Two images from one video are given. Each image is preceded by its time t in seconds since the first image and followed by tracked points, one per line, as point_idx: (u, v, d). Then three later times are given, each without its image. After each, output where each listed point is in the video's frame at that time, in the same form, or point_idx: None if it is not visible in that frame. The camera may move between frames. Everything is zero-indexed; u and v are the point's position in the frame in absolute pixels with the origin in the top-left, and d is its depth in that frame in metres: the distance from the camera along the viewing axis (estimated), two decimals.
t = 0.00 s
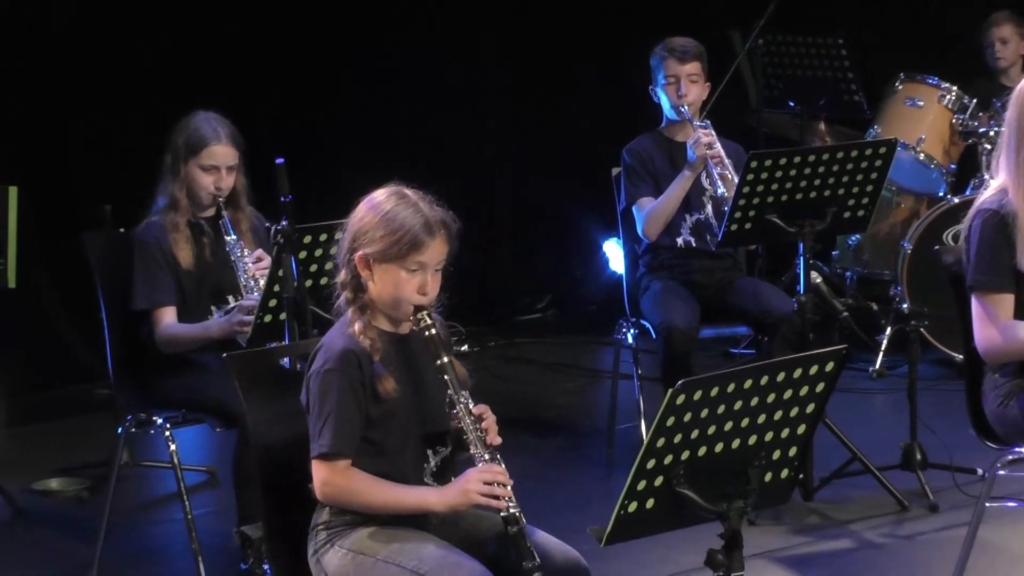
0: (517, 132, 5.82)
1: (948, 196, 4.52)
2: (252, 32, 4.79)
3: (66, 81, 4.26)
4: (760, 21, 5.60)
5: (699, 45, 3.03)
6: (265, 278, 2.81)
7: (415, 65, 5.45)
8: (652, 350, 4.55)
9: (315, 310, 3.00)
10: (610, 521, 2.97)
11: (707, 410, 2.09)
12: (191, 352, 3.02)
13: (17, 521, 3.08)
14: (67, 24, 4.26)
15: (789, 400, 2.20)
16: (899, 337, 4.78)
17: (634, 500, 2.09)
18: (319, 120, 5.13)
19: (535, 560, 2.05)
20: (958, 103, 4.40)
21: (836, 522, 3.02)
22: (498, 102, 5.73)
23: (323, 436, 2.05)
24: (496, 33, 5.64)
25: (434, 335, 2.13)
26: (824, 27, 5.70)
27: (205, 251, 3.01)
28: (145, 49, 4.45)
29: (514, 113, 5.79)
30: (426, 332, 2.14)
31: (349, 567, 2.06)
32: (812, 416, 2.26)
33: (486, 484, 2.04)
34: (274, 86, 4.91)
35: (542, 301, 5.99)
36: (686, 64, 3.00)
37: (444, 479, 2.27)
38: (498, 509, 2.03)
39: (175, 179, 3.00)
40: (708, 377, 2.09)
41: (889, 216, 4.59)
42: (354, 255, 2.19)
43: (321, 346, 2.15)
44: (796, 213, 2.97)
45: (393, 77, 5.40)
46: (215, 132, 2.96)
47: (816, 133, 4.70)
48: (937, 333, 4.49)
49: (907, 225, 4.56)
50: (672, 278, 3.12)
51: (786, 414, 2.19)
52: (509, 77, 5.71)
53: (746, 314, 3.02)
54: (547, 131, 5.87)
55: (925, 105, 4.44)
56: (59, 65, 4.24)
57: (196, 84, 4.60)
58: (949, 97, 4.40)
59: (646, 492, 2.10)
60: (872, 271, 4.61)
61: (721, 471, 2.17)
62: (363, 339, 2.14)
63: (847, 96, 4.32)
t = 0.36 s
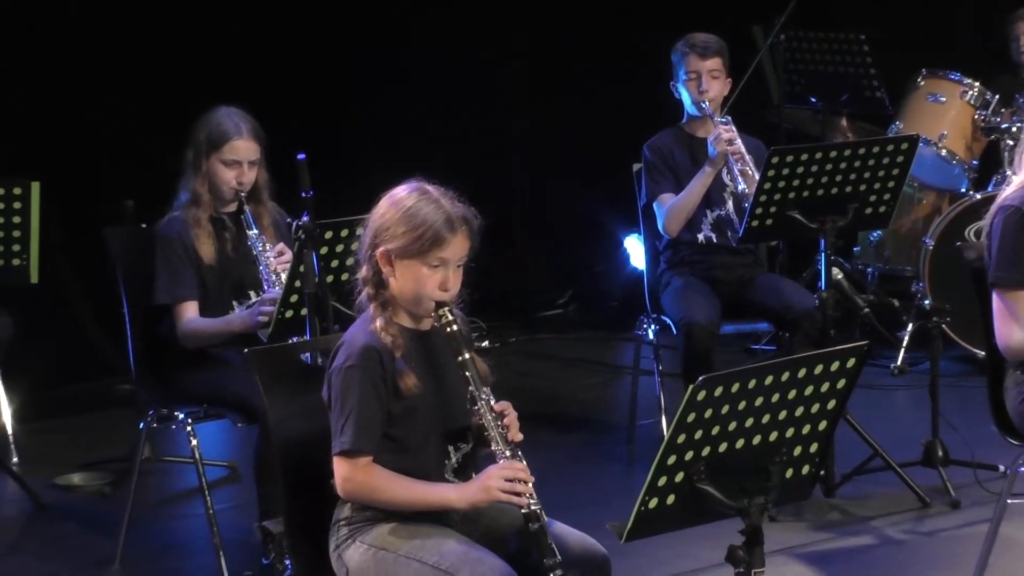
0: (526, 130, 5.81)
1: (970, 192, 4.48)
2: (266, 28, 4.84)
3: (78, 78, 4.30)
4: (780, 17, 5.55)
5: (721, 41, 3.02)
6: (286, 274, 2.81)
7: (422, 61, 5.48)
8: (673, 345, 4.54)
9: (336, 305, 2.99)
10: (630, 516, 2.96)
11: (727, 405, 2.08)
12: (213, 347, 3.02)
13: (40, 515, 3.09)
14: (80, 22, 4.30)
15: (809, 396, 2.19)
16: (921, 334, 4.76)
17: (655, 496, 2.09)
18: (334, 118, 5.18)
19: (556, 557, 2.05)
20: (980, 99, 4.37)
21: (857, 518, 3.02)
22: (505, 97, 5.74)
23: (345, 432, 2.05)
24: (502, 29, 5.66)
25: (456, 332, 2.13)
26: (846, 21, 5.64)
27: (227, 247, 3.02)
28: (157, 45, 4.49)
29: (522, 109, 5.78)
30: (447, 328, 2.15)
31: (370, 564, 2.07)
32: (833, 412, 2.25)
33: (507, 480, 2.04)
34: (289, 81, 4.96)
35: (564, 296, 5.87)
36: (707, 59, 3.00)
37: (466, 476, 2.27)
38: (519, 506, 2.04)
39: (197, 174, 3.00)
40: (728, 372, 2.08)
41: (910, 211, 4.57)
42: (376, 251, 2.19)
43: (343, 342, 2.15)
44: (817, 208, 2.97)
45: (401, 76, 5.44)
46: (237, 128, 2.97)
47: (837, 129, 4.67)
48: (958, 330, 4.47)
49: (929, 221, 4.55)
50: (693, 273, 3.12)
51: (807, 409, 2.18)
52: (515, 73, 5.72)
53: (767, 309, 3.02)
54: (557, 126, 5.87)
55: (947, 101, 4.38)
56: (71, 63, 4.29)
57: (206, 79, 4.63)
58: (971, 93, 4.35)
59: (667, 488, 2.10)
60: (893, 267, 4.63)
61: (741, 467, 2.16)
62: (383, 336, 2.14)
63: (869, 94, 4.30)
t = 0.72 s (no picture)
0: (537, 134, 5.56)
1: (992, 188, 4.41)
2: (276, 26, 4.70)
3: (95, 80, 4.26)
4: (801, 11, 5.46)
5: (742, 36, 3.03)
6: (308, 270, 2.82)
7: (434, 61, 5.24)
8: (693, 341, 4.52)
9: (357, 300, 3.00)
10: (650, 513, 2.96)
11: (748, 402, 2.08)
12: (234, 343, 3.02)
13: (63, 511, 3.11)
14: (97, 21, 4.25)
15: (831, 393, 2.19)
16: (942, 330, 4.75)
17: (675, 492, 2.09)
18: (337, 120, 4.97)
19: (579, 556, 2.05)
20: (1003, 95, 4.31)
21: (878, 515, 3.01)
22: (522, 97, 5.49)
23: (369, 430, 2.06)
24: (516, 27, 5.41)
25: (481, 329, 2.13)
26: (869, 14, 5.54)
27: (248, 242, 3.02)
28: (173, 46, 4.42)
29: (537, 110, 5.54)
30: (472, 325, 2.16)
31: (391, 560, 2.07)
32: (854, 408, 2.24)
33: (531, 480, 2.05)
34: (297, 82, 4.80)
35: (583, 293, 5.76)
36: (728, 55, 3.00)
37: (489, 472, 2.26)
38: (542, 505, 2.04)
39: (218, 170, 3.00)
40: (749, 369, 2.08)
41: (932, 207, 4.50)
42: (400, 248, 2.18)
43: (367, 340, 2.15)
44: (839, 204, 2.97)
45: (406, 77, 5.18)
46: (257, 123, 2.98)
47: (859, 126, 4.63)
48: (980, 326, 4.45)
49: (951, 217, 4.47)
50: (714, 269, 3.12)
51: (829, 406, 2.17)
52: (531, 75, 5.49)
53: (788, 304, 3.02)
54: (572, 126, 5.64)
55: (969, 97, 4.33)
56: (87, 64, 4.24)
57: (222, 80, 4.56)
58: (994, 89, 4.30)
59: (687, 484, 2.10)
60: (915, 264, 4.58)
61: (762, 464, 2.16)
62: (408, 333, 2.14)
63: (891, 88, 4.27)
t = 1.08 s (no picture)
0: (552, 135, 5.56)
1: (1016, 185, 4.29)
2: (291, 24, 4.69)
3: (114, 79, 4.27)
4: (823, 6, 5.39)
5: (764, 32, 3.03)
6: (330, 264, 2.82)
7: (451, 59, 5.24)
8: (715, 337, 4.51)
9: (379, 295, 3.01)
10: (672, 509, 2.96)
11: (770, 398, 2.08)
12: (256, 338, 3.03)
13: (86, 505, 3.12)
14: (113, 18, 4.25)
15: (854, 389, 2.19)
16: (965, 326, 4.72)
17: (696, 488, 2.10)
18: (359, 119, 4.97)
19: (599, 553, 2.02)
20: None
21: (900, 511, 3.01)
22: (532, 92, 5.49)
23: (391, 425, 2.06)
24: (530, 25, 5.42)
25: (502, 325, 2.12)
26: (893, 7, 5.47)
27: (271, 237, 3.02)
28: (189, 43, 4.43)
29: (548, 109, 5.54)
30: (492, 321, 2.14)
31: (413, 555, 2.07)
32: (877, 404, 2.24)
33: (551, 476, 2.04)
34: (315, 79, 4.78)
35: (606, 288, 5.73)
36: (751, 50, 3.00)
37: (512, 468, 2.25)
38: (562, 502, 2.03)
39: (241, 165, 3.00)
40: (772, 364, 2.08)
41: (955, 203, 4.41)
42: (422, 244, 2.19)
43: (388, 335, 2.16)
44: (861, 200, 2.96)
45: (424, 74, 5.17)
46: (279, 119, 2.96)
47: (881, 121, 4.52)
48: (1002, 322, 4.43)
49: (975, 213, 4.38)
50: (735, 265, 3.12)
51: (852, 402, 2.17)
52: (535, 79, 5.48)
53: (811, 300, 3.02)
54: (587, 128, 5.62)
55: (993, 92, 4.20)
56: (104, 63, 4.25)
57: (241, 78, 4.55)
58: (1017, 85, 4.17)
59: (710, 480, 2.10)
60: (938, 259, 4.47)
61: (784, 460, 2.16)
62: (430, 329, 2.15)
63: (914, 83, 4.26)
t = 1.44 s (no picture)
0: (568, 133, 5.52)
1: None
2: (309, 21, 4.69)
3: (129, 77, 4.28)
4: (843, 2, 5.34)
5: (787, 28, 3.02)
6: (351, 260, 2.81)
7: (470, 56, 5.24)
8: (738, 334, 4.50)
9: (400, 291, 3.01)
10: (694, 507, 2.96)
11: (791, 395, 2.08)
12: (277, 334, 3.04)
13: (108, 500, 3.14)
14: (129, 17, 4.26)
15: (875, 385, 2.18)
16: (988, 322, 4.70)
17: (718, 484, 2.09)
18: (375, 116, 4.95)
19: (618, 550, 2.05)
20: None
21: (922, 508, 3.01)
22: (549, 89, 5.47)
23: (410, 420, 2.07)
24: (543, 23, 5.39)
25: (522, 322, 2.12)
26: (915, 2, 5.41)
27: (292, 234, 3.03)
28: (205, 41, 4.43)
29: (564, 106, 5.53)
30: (513, 318, 2.15)
31: (432, 548, 2.08)
32: (900, 400, 2.23)
33: (571, 473, 2.04)
34: (330, 77, 4.77)
35: (627, 285, 5.64)
36: (773, 46, 3.00)
37: (532, 465, 2.25)
38: (581, 499, 2.03)
39: (263, 162, 3.00)
40: (793, 360, 2.07)
41: (978, 199, 4.31)
42: (443, 239, 2.19)
43: (409, 330, 2.16)
44: (883, 196, 2.96)
45: (440, 72, 5.16)
46: (303, 116, 2.97)
47: (904, 116, 4.55)
48: None
49: (998, 210, 4.27)
50: (757, 261, 3.12)
51: (874, 398, 2.16)
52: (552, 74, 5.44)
53: (832, 297, 3.02)
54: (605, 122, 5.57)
55: (1016, 89, 4.16)
56: (119, 64, 4.25)
57: (255, 76, 4.55)
58: None
59: (731, 476, 2.09)
60: (960, 256, 4.36)
61: (806, 455, 2.16)
62: (450, 324, 2.15)
63: (936, 79, 4.20)
